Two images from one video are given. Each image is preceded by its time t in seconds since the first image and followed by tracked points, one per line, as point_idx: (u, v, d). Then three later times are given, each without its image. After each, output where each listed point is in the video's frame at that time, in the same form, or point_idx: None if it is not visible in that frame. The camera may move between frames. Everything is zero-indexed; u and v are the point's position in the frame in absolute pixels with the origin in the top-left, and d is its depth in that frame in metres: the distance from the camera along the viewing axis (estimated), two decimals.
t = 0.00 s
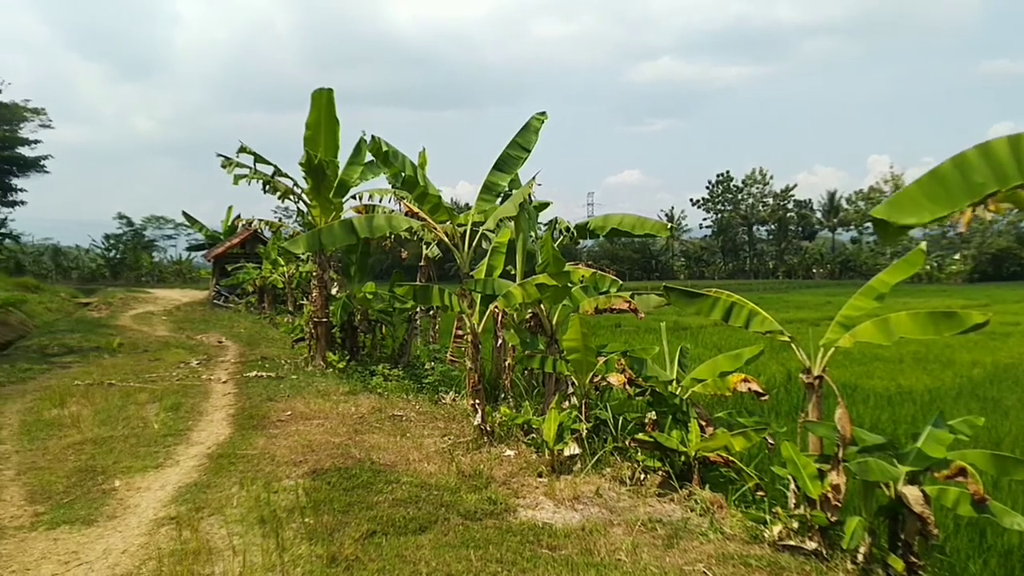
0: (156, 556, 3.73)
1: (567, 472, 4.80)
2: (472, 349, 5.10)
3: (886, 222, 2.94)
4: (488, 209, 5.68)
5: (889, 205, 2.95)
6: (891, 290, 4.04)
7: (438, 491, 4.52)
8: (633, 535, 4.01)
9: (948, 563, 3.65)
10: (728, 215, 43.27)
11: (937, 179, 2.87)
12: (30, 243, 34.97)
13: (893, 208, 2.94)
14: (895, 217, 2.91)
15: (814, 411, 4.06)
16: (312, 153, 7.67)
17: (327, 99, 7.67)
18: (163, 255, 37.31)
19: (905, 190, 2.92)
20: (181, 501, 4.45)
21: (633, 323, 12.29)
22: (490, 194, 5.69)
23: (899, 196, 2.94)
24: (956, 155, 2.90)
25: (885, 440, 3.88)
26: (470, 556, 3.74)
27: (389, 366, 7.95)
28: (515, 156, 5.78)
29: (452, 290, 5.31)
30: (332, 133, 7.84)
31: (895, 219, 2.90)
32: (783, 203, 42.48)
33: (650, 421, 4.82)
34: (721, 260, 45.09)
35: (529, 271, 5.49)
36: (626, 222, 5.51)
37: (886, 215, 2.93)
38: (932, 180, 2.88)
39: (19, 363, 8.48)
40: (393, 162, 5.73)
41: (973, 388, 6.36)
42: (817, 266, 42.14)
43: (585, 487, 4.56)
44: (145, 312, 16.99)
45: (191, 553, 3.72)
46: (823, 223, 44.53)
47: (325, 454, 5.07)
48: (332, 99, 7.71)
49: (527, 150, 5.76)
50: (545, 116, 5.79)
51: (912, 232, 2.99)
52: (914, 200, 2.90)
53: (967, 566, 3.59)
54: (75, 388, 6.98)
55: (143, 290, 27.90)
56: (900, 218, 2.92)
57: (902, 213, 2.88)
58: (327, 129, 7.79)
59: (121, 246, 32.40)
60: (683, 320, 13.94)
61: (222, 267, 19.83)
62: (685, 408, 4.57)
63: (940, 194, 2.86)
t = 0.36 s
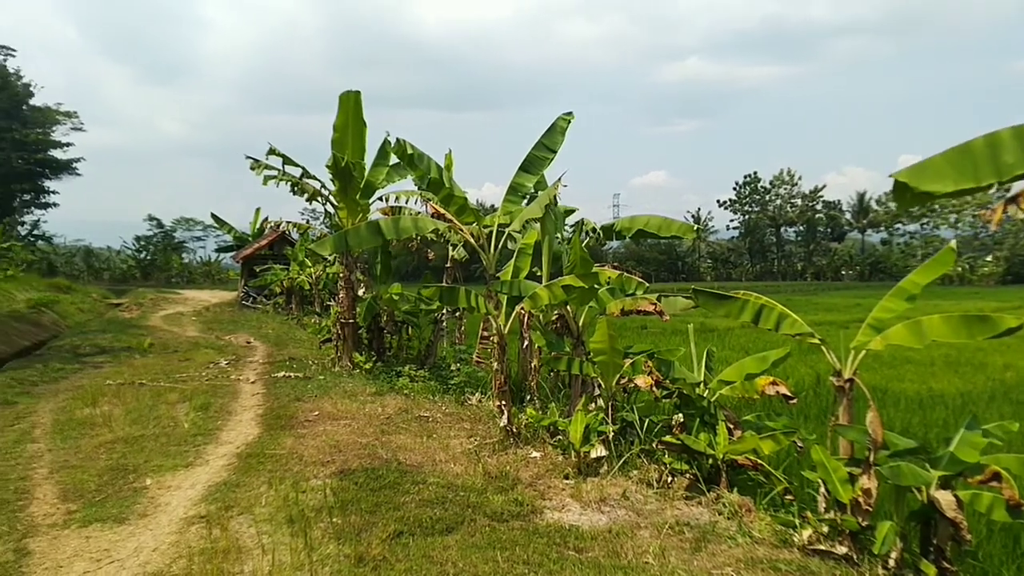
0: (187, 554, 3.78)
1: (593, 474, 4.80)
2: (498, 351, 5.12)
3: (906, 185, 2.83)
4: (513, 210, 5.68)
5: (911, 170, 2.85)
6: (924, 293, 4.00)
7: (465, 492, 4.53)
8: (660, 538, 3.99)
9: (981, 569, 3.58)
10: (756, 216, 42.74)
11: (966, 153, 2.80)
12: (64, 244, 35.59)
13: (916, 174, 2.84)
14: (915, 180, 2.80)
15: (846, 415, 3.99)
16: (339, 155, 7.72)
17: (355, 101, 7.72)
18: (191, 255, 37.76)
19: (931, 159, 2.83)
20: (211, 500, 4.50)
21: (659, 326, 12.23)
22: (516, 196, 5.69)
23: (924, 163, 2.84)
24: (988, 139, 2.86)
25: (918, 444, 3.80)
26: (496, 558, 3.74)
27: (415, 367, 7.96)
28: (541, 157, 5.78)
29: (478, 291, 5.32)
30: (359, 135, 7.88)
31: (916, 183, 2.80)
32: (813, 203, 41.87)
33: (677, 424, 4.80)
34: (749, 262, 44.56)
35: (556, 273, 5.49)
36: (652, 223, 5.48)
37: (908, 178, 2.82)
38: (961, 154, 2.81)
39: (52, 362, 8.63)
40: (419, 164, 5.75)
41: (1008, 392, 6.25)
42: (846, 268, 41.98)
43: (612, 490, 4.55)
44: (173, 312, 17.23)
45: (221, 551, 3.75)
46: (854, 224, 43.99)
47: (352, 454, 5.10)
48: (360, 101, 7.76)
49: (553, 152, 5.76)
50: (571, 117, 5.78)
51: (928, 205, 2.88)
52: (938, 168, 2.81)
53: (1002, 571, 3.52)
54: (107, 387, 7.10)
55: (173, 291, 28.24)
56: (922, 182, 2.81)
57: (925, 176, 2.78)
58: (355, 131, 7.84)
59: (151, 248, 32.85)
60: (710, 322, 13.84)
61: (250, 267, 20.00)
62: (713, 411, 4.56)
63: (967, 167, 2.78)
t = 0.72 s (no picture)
0: (219, 552, 3.82)
1: (622, 476, 4.78)
2: (526, 351, 5.16)
3: (965, 227, 2.96)
4: (541, 210, 5.67)
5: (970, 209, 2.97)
6: (961, 295, 3.94)
7: (493, 493, 4.53)
8: (690, 541, 3.96)
9: None
10: (787, 216, 42.17)
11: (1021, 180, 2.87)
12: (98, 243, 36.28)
13: (973, 214, 2.96)
14: (973, 222, 2.93)
15: (879, 418, 3.95)
16: (368, 156, 7.76)
17: (384, 102, 7.77)
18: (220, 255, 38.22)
19: (986, 194, 2.94)
20: (243, 497, 4.55)
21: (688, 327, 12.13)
22: (544, 196, 5.68)
23: (981, 199, 2.93)
24: None
25: (953, 448, 3.75)
26: (525, 558, 3.74)
27: (444, 367, 7.96)
28: (570, 157, 5.77)
29: (506, 292, 5.34)
30: (389, 136, 7.93)
31: (977, 224, 2.92)
32: (846, 204, 41.18)
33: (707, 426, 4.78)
34: (780, 262, 43.96)
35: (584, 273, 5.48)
36: (681, 223, 5.45)
37: (966, 220, 2.95)
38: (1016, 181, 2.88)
39: (87, 360, 8.81)
40: (448, 164, 5.77)
41: None
42: (879, 268, 41.42)
43: (641, 492, 4.53)
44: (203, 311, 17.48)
45: (252, 549, 3.80)
46: (887, 224, 43.25)
47: (381, 454, 5.13)
48: (389, 102, 7.80)
49: (582, 152, 5.75)
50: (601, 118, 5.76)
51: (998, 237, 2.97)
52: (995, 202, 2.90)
53: None
54: (140, 386, 7.22)
55: (204, 290, 28.62)
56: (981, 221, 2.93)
57: (982, 217, 2.89)
58: (384, 132, 7.88)
59: (184, 248, 33.28)
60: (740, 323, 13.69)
61: (281, 267, 20.22)
62: (743, 413, 4.53)
63: None
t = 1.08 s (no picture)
0: (248, 550, 3.85)
1: (649, 478, 4.76)
2: (553, 353, 5.16)
3: (1000, 228, 3.69)
4: (567, 211, 5.66)
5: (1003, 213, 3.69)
6: (995, 296, 3.87)
7: (519, 494, 4.53)
8: (718, 545, 3.92)
9: None
10: (815, 217, 41.68)
11: None
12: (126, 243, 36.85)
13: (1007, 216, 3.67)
14: (1008, 224, 3.65)
15: (911, 422, 3.90)
16: (395, 158, 7.80)
17: (411, 104, 7.80)
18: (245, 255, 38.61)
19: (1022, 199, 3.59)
20: (271, 496, 4.59)
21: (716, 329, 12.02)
22: (570, 197, 5.68)
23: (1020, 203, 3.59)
24: None
25: (987, 452, 3.68)
26: (552, 560, 3.73)
27: (469, 368, 7.99)
28: (596, 159, 5.76)
29: (532, 293, 5.36)
30: (415, 138, 7.96)
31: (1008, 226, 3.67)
32: (875, 205, 40.53)
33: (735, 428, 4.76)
34: (806, 263, 43.45)
35: (611, 275, 5.48)
36: (707, 224, 5.41)
37: (1001, 222, 3.67)
38: None
39: (118, 360, 8.95)
40: (475, 165, 5.79)
41: None
42: (909, 270, 40.76)
43: (668, 494, 4.51)
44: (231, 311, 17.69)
45: (281, 548, 3.83)
46: (916, 225, 42.57)
47: (408, 454, 5.15)
48: (416, 104, 7.83)
49: (608, 154, 5.73)
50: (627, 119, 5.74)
51: None
52: None
53: None
54: (170, 385, 7.32)
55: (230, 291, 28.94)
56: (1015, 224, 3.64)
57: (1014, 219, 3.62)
58: (411, 134, 7.91)
59: (212, 248, 33.66)
60: (771, 325, 13.55)
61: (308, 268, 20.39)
62: (772, 415, 4.50)
63: None
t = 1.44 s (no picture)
0: (279, 549, 3.89)
1: (678, 481, 4.74)
2: (580, 354, 5.17)
3: None
4: (595, 212, 5.64)
5: None
6: None
7: (547, 495, 4.53)
8: (748, 549, 3.89)
9: None
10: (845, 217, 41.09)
11: None
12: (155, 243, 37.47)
13: None
14: None
15: (947, 426, 3.84)
16: (423, 159, 7.83)
17: (438, 106, 7.82)
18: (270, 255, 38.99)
19: None
20: (301, 495, 4.63)
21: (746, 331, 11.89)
22: (598, 198, 5.66)
23: None
24: None
25: None
26: (581, 562, 3.72)
27: (496, 368, 8.02)
28: (623, 159, 5.74)
29: (560, 294, 5.33)
30: (443, 139, 7.98)
31: None
32: (906, 206, 39.81)
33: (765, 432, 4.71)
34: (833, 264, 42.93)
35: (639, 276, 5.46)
36: (736, 225, 5.37)
37: None
38: None
39: (150, 359, 9.10)
40: (504, 167, 5.79)
41: None
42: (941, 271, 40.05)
43: (697, 497, 4.49)
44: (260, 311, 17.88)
45: (311, 547, 3.86)
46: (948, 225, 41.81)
47: (436, 454, 5.18)
48: (443, 105, 7.86)
49: (636, 154, 5.71)
50: (655, 120, 5.71)
51: None
52: None
53: None
54: (200, 384, 7.43)
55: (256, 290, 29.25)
56: None
57: None
58: (439, 135, 7.94)
59: (244, 249, 33.96)
60: (805, 328, 13.38)
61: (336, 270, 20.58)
62: (803, 419, 4.46)
63: None
